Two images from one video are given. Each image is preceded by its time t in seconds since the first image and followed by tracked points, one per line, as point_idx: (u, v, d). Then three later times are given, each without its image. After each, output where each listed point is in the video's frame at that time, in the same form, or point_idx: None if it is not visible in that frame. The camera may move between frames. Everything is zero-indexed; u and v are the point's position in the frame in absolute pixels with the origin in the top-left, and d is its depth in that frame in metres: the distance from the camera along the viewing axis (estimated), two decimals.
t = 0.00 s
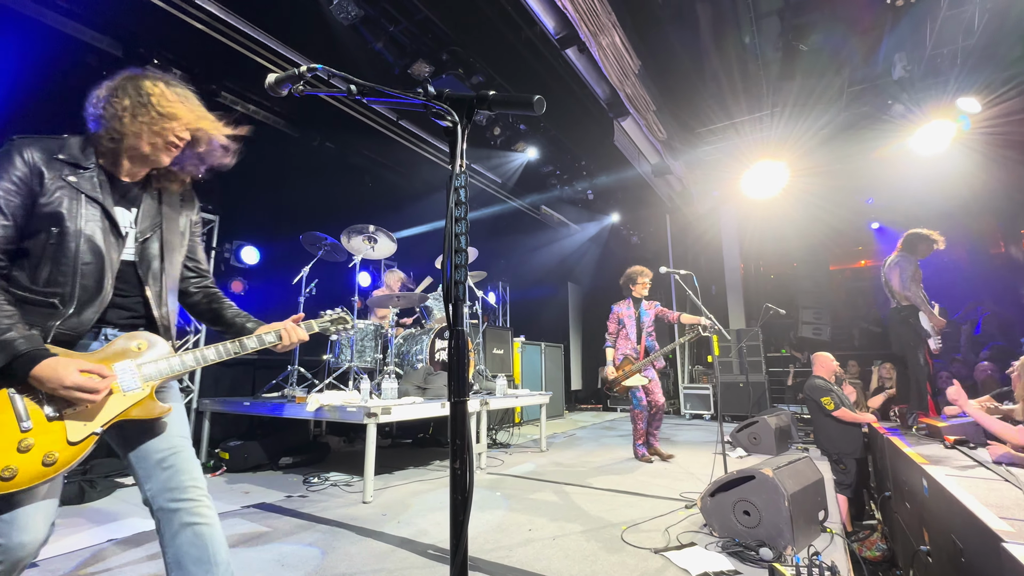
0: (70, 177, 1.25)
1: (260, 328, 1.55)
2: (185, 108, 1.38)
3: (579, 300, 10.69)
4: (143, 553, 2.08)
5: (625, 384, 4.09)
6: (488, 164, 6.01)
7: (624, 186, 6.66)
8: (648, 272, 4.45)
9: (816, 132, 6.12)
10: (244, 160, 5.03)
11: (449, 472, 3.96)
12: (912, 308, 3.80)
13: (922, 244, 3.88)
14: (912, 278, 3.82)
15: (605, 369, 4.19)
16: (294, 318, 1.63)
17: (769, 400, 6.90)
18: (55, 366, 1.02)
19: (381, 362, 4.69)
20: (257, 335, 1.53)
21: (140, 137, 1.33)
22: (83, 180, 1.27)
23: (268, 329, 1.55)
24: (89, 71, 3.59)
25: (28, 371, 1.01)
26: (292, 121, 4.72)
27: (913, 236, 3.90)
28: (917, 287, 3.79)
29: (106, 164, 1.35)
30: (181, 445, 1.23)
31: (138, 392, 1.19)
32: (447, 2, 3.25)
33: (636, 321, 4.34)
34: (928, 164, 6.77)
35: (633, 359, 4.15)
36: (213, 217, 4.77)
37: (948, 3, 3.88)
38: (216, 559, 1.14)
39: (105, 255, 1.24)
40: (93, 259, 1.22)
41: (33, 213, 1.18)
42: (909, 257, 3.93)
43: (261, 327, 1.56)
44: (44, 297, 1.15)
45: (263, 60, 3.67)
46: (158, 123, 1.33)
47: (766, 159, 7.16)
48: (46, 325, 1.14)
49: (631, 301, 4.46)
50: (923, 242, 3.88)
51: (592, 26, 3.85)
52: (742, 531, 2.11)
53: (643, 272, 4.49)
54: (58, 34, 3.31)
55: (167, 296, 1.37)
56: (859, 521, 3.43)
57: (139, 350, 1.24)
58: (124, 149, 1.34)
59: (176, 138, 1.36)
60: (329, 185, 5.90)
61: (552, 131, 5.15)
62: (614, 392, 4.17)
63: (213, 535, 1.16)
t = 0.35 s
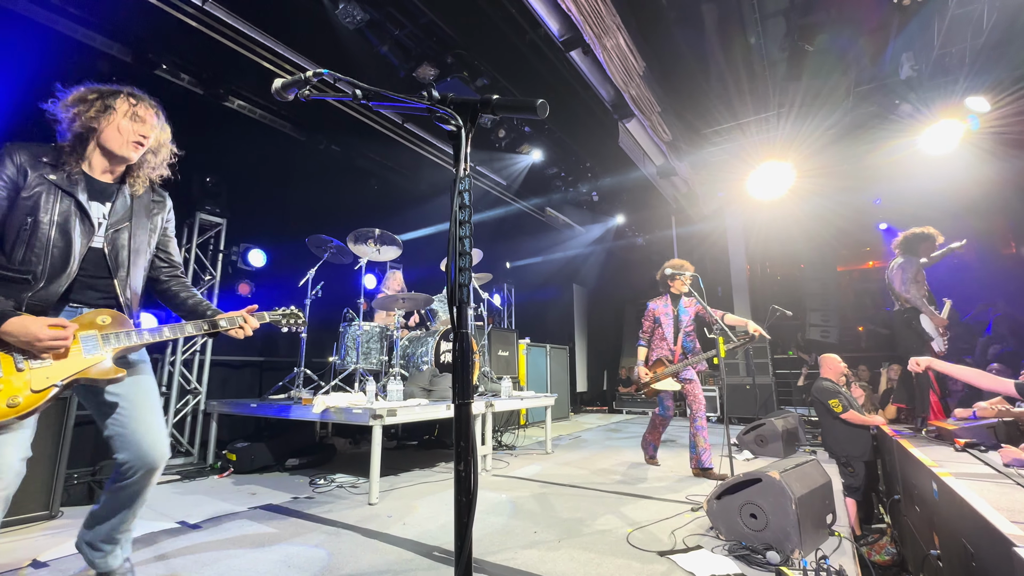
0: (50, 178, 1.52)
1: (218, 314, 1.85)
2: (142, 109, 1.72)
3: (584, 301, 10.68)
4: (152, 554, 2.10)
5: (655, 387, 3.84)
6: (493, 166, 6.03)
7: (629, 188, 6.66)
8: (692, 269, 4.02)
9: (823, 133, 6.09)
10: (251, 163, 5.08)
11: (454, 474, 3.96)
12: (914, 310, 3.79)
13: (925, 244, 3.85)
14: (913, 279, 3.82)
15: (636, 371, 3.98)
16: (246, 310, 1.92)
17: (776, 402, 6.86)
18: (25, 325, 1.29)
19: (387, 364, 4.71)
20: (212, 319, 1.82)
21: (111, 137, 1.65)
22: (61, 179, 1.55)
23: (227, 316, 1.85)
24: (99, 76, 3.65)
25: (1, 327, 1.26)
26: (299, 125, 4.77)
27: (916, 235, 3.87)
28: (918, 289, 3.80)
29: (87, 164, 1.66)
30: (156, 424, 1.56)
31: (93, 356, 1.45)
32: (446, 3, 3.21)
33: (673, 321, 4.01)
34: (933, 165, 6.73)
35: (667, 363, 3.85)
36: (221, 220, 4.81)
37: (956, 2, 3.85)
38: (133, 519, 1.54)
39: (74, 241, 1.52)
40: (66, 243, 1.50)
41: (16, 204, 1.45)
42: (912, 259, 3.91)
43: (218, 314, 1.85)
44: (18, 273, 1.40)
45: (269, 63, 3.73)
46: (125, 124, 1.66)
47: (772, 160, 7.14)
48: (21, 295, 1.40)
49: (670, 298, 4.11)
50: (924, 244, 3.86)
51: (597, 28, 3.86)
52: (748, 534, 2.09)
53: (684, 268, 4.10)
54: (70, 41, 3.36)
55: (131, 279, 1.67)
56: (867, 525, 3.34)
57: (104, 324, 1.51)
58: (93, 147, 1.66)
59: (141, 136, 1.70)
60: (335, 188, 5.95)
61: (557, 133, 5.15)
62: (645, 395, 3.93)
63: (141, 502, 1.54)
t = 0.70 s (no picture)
0: (84, 208, 1.73)
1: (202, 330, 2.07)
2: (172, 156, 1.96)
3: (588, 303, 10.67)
4: (157, 555, 2.10)
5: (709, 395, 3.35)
6: (496, 168, 6.05)
7: (633, 190, 6.67)
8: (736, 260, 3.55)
9: (828, 134, 6.07)
10: (256, 166, 5.11)
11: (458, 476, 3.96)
12: (922, 316, 3.78)
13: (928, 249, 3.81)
14: (919, 286, 3.78)
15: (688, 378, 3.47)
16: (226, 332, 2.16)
17: (781, 404, 6.83)
18: (29, 335, 1.46)
19: (391, 366, 4.73)
20: (195, 336, 2.04)
21: (142, 178, 1.88)
22: (94, 210, 1.75)
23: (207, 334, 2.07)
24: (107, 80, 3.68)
25: (13, 334, 1.45)
26: (303, 128, 4.81)
27: (919, 237, 3.81)
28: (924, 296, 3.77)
29: (119, 198, 1.86)
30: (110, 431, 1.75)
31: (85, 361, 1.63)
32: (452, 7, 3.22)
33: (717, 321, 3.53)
34: (944, 166, 6.61)
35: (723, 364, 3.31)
36: (226, 223, 4.84)
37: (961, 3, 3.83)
38: (104, 523, 1.69)
39: (93, 262, 1.73)
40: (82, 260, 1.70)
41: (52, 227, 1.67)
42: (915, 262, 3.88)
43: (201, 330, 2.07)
44: (42, 285, 1.62)
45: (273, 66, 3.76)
46: (155, 168, 1.89)
47: (776, 161, 7.14)
48: (37, 306, 1.61)
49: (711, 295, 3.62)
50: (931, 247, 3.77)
51: (600, 30, 3.87)
52: (754, 538, 2.08)
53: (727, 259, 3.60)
54: (78, 45, 3.39)
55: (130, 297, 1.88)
56: (874, 529, 3.33)
57: (99, 334, 1.68)
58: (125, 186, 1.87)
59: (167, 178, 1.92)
60: (340, 189, 5.99)
61: (560, 135, 5.16)
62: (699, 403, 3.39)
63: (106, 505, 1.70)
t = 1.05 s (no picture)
0: (45, 217, 1.76)
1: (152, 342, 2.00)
2: (137, 166, 1.94)
3: (590, 304, 10.68)
4: (161, 556, 2.11)
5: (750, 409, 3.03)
6: (498, 170, 6.06)
7: (635, 191, 6.68)
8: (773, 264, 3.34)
9: (831, 134, 6.07)
10: (259, 168, 5.13)
11: (460, 477, 3.95)
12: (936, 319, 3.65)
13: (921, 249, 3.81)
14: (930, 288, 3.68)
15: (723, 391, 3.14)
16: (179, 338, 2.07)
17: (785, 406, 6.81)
18: None
19: (393, 367, 4.76)
20: (144, 347, 1.96)
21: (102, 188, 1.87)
22: (53, 218, 1.78)
23: (157, 344, 1.98)
24: (112, 82, 3.71)
25: None
26: (306, 130, 4.84)
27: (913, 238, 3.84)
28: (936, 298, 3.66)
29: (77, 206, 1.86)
30: (93, 427, 1.78)
31: (39, 377, 1.62)
32: (455, 10, 3.25)
33: (752, 327, 3.23)
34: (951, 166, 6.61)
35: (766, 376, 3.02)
36: (229, 224, 4.87)
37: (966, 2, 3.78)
38: (109, 512, 1.76)
39: (56, 273, 1.76)
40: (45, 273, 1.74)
41: (12, 237, 1.69)
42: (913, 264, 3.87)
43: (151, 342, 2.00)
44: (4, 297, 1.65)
45: (276, 67, 3.80)
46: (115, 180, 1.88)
47: (779, 163, 7.13)
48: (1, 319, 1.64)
49: (743, 299, 3.34)
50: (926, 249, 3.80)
51: (602, 32, 3.87)
52: (757, 540, 2.08)
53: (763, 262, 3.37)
54: (84, 48, 3.43)
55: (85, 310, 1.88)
56: (879, 531, 3.31)
57: (49, 348, 1.66)
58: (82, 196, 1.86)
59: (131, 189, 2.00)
60: (343, 191, 6.03)
61: (562, 137, 5.17)
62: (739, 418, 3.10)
63: (106, 495, 1.76)
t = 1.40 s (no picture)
0: None
1: (91, 336, 2.03)
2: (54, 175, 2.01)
3: (593, 306, 10.67)
4: (165, 557, 2.12)
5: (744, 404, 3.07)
6: (501, 171, 6.08)
7: (637, 192, 6.68)
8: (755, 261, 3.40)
9: (834, 135, 6.06)
10: (262, 170, 5.15)
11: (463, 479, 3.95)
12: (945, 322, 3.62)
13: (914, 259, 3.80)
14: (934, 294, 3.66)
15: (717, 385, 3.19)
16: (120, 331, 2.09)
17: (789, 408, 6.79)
18: None
19: (396, 368, 4.79)
20: (85, 342, 2.00)
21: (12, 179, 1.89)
22: None
23: (97, 337, 2.02)
24: (116, 85, 3.73)
25: None
26: (309, 132, 4.85)
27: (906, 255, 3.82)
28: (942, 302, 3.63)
29: None
30: (57, 435, 1.76)
31: None
32: (459, 11, 3.31)
33: (746, 324, 3.25)
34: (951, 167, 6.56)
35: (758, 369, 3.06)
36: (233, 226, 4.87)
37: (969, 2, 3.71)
38: (80, 518, 1.78)
39: None
40: None
41: None
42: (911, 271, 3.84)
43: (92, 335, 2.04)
44: None
45: (280, 70, 3.83)
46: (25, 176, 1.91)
47: (782, 164, 7.12)
48: None
49: (738, 297, 3.36)
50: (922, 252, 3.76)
51: (605, 34, 3.84)
52: (760, 542, 2.07)
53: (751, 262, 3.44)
54: (89, 52, 3.46)
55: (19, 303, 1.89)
56: (883, 533, 3.29)
57: None
58: None
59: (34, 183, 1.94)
60: (346, 193, 6.05)
61: (566, 138, 5.18)
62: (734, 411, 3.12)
63: (78, 502, 1.77)
